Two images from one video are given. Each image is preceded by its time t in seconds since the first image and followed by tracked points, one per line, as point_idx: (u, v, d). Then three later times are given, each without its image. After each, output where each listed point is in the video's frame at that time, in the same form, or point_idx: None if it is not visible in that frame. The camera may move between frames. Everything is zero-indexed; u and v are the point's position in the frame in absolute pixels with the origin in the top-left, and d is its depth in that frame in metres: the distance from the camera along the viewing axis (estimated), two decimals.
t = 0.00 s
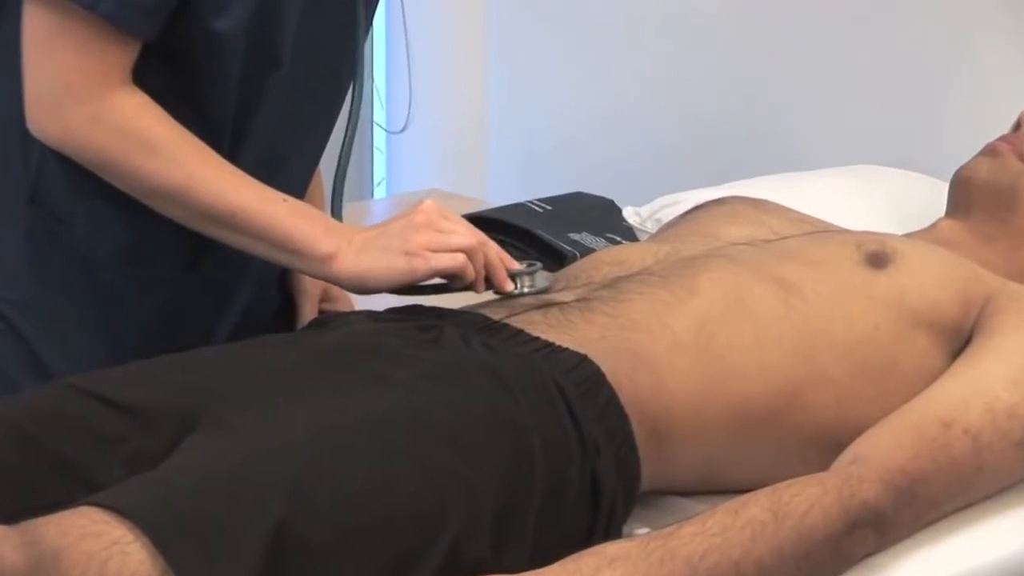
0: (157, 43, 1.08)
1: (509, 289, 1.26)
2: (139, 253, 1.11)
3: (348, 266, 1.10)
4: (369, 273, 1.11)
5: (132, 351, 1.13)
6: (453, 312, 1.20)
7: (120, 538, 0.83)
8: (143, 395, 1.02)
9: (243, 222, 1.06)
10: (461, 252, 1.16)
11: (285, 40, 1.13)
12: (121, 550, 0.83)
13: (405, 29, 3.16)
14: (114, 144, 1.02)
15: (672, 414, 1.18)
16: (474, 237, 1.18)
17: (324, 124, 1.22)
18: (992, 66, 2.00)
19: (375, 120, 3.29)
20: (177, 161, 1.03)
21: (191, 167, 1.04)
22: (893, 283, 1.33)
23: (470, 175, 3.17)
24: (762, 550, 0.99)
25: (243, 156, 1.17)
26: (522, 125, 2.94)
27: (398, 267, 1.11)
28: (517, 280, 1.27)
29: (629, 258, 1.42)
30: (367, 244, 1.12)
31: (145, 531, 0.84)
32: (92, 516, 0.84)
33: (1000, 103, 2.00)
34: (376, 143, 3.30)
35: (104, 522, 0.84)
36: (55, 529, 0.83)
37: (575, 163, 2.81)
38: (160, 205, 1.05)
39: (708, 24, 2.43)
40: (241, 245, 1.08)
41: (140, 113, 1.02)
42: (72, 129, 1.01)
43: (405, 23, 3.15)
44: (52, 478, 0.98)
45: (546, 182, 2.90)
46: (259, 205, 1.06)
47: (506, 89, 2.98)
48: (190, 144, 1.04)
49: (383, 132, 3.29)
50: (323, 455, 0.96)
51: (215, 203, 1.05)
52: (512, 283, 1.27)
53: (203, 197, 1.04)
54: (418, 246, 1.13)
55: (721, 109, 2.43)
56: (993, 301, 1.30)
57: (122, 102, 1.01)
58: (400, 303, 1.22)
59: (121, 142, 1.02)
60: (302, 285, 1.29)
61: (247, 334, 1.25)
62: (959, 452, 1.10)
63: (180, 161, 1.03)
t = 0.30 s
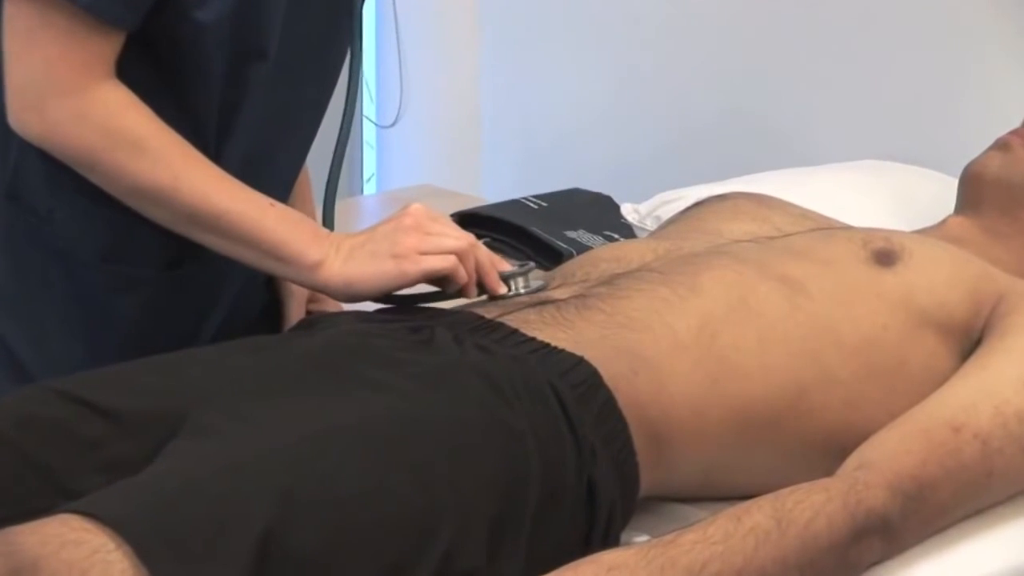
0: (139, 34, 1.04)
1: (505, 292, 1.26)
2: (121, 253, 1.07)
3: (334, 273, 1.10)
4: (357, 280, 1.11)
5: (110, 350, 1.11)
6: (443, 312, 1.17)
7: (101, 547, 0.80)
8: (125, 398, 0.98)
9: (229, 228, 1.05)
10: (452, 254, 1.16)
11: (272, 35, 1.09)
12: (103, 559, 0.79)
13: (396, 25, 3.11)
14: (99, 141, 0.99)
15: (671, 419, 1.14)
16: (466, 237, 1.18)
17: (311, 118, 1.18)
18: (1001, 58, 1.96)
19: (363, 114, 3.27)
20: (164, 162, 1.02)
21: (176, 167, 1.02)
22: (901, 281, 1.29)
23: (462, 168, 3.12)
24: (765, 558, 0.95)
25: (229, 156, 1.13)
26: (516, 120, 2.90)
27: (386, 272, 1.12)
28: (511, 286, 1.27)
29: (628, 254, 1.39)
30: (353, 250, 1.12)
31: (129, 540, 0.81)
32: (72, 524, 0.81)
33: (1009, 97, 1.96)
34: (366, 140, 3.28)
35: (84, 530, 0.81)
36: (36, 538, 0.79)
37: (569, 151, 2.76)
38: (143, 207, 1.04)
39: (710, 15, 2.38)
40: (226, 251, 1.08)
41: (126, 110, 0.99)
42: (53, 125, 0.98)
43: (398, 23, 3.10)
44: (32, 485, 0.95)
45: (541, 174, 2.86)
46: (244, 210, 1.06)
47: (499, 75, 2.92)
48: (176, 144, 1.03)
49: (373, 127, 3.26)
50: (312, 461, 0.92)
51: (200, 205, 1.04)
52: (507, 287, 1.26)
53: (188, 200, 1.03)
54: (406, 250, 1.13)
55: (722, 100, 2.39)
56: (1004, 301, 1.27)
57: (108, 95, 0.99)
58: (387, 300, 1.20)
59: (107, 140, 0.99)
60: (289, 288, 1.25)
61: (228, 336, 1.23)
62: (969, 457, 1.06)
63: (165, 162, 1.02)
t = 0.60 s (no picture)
0: (122, 24, 1.01)
1: (501, 295, 1.21)
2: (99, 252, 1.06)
3: (322, 279, 1.07)
4: (346, 286, 1.07)
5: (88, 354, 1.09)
6: (435, 313, 1.13)
7: (80, 557, 0.76)
8: (105, 401, 0.94)
9: (215, 229, 1.02)
10: (445, 259, 1.12)
11: (257, 27, 1.05)
12: (81, 569, 0.76)
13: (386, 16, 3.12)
14: (79, 136, 0.96)
15: (673, 424, 1.10)
16: (459, 242, 1.14)
17: (299, 113, 1.15)
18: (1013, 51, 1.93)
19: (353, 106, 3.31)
20: (147, 159, 0.99)
21: (160, 165, 0.99)
22: (910, 280, 1.25)
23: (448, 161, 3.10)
24: (771, 567, 0.91)
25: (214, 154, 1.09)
26: (511, 118, 2.84)
27: (376, 277, 1.08)
28: (508, 288, 1.22)
29: (627, 252, 1.35)
30: (343, 253, 1.09)
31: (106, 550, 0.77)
32: (49, 532, 0.78)
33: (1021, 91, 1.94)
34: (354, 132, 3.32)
35: (62, 539, 0.77)
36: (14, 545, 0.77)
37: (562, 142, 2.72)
38: (125, 204, 1.01)
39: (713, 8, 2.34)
40: (211, 253, 1.04)
41: (108, 105, 0.97)
42: (32, 119, 0.95)
43: (386, 17, 3.13)
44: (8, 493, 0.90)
45: (532, 166, 2.82)
46: (230, 211, 1.02)
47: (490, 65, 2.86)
48: (160, 141, 1.00)
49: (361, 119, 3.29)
50: (298, 467, 0.88)
51: (184, 205, 1.00)
52: (504, 290, 1.22)
53: (171, 200, 1.00)
54: (397, 253, 1.09)
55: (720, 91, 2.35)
56: (1017, 301, 1.23)
57: (89, 89, 0.96)
58: (378, 303, 1.16)
59: (88, 138, 0.96)
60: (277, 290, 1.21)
61: (211, 338, 1.20)
62: (981, 462, 1.03)
63: (148, 160, 0.99)
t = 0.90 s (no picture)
0: (112, 18, 0.98)
1: (501, 298, 1.18)
2: (88, 251, 1.04)
3: (317, 279, 1.04)
4: (341, 286, 1.05)
5: (81, 359, 1.07)
6: (431, 314, 1.10)
7: (66, 564, 0.74)
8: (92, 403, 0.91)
9: (208, 227, 0.99)
10: (445, 261, 1.09)
11: (249, 19, 1.02)
12: None
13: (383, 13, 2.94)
14: (68, 133, 0.94)
15: (676, 430, 1.07)
16: (459, 242, 1.11)
17: (292, 107, 1.12)
18: None
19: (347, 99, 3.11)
20: (138, 154, 0.96)
21: (151, 161, 0.96)
22: (922, 280, 1.23)
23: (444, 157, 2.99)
24: None
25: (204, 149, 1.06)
26: (511, 115, 2.81)
27: (372, 278, 1.05)
28: (509, 291, 1.19)
29: (629, 252, 1.32)
30: (338, 252, 1.06)
31: (92, 558, 0.74)
32: (34, 539, 0.75)
33: None
34: (349, 128, 3.12)
35: (47, 546, 0.75)
36: None
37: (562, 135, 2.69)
38: (115, 202, 0.98)
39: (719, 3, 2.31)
40: (203, 252, 1.01)
41: (97, 100, 0.94)
42: (20, 115, 0.93)
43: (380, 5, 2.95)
44: None
45: (532, 164, 2.78)
46: (223, 209, 0.99)
47: (490, 59, 2.83)
48: (152, 137, 0.97)
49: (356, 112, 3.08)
50: (292, 471, 0.85)
51: (176, 203, 0.98)
52: (504, 292, 1.19)
53: (162, 198, 0.97)
54: (394, 254, 1.06)
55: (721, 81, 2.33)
56: None
57: (78, 84, 0.93)
58: (375, 304, 1.13)
59: (77, 134, 0.94)
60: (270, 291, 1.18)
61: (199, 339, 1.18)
62: (994, 466, 1.00)
63: (140, 155, 0.96)
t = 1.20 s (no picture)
0: (97, 10, 0.95)
1: (498, 298, 1.15)
2: (71, 251, 1.01)
3: (308, 278, 1.01)
4: (333, 286, 1.02)
5: (61, 359, 1.04)
6: (426, 315, 1.07)
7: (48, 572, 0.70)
8: (75, 406, 0.87)
9: (195, 225, 0.96)
10: (441, 259, 1.05)
11: (238, 10, 0.99)
12: None
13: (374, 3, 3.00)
14: (50, 128, 0.91)
15: (679, 433, 1.04)
16: (455, 240, 1.08)
17: (282, 101, 1.09)
18: None
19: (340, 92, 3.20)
20: (124, 148, 0.93)
21: (138, 156, 0.93)
22: (932, 278, 1.20)
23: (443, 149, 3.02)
24: None
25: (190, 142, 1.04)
26: (508, 114, 2.78)
27: (366, 277, 1.02)
28: (506, 291, 1.16)
29: (630, 251, 1.29)
30: (331, 250, 1.03)
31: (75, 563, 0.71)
32: (16, 547, 0.71)
33: None
34: (341, 122, 3.20)
35: (30, 553, 0.71)
36: None
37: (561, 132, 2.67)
38: (100, 199, 0.95)
39: None
40: (191, 251, 0.98)
41: (81, 94, 0.91)
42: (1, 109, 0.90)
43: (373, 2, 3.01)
44: None
45: (529, 163, 2.76)
46: (211, 205, 0.96)
47: (486, 53, 2.79)
48: (138, 131, 0.94)
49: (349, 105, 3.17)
50: (282, 475, 0.82)
51: (163, 200, 0.95)
52: (501, 292, 1.16)
53: (148, 194, 0.94)
54: (388, 252, 1.03)
55: (721, 77, 2.31)
56: None
57: (61, 78, 0.90)
58: (370, 304, 1.10)
59: (60, 128, 0.91)
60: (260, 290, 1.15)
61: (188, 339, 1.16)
62: (1006, 470, 0.97)
63: (126, 149, 0.93)
